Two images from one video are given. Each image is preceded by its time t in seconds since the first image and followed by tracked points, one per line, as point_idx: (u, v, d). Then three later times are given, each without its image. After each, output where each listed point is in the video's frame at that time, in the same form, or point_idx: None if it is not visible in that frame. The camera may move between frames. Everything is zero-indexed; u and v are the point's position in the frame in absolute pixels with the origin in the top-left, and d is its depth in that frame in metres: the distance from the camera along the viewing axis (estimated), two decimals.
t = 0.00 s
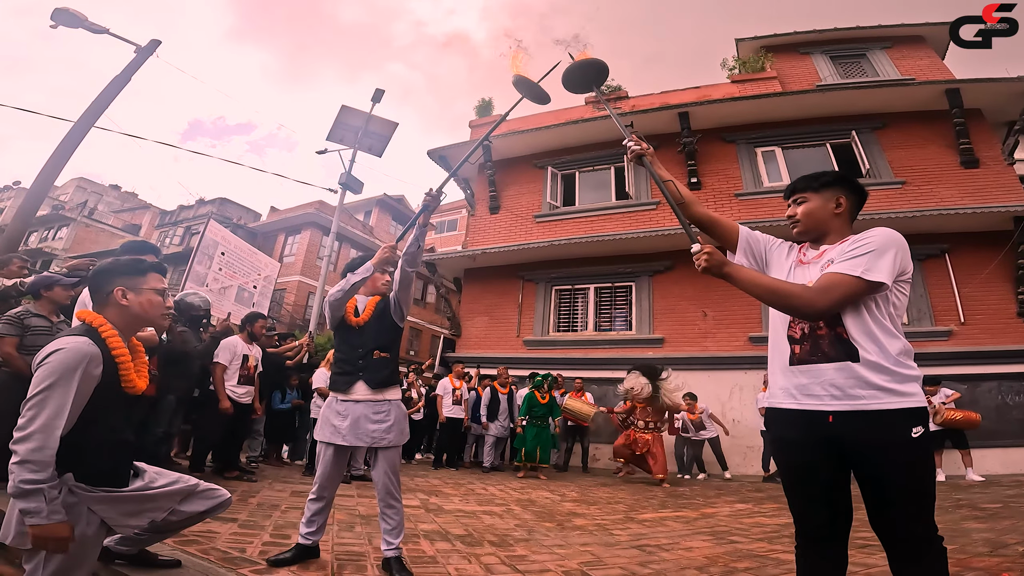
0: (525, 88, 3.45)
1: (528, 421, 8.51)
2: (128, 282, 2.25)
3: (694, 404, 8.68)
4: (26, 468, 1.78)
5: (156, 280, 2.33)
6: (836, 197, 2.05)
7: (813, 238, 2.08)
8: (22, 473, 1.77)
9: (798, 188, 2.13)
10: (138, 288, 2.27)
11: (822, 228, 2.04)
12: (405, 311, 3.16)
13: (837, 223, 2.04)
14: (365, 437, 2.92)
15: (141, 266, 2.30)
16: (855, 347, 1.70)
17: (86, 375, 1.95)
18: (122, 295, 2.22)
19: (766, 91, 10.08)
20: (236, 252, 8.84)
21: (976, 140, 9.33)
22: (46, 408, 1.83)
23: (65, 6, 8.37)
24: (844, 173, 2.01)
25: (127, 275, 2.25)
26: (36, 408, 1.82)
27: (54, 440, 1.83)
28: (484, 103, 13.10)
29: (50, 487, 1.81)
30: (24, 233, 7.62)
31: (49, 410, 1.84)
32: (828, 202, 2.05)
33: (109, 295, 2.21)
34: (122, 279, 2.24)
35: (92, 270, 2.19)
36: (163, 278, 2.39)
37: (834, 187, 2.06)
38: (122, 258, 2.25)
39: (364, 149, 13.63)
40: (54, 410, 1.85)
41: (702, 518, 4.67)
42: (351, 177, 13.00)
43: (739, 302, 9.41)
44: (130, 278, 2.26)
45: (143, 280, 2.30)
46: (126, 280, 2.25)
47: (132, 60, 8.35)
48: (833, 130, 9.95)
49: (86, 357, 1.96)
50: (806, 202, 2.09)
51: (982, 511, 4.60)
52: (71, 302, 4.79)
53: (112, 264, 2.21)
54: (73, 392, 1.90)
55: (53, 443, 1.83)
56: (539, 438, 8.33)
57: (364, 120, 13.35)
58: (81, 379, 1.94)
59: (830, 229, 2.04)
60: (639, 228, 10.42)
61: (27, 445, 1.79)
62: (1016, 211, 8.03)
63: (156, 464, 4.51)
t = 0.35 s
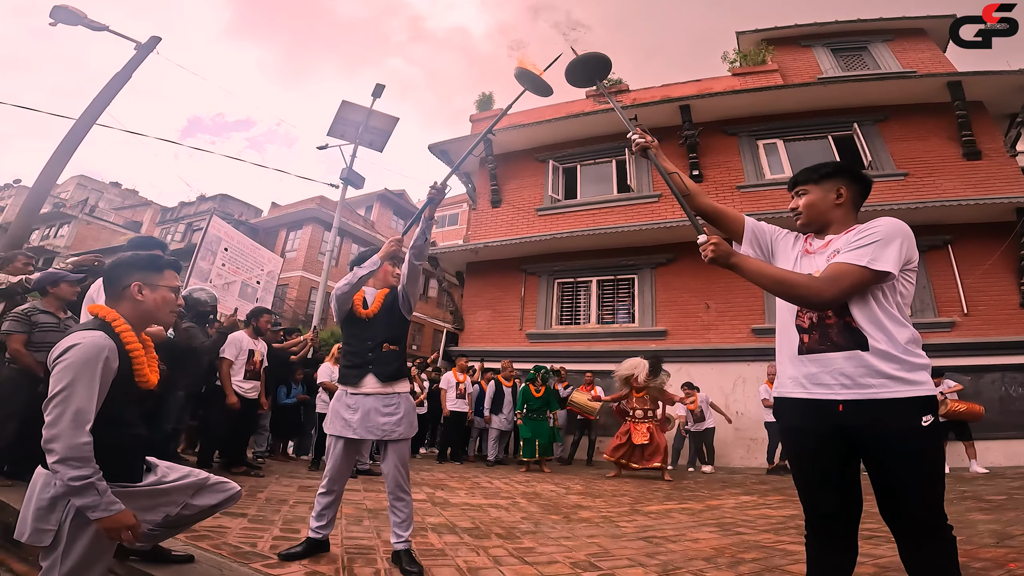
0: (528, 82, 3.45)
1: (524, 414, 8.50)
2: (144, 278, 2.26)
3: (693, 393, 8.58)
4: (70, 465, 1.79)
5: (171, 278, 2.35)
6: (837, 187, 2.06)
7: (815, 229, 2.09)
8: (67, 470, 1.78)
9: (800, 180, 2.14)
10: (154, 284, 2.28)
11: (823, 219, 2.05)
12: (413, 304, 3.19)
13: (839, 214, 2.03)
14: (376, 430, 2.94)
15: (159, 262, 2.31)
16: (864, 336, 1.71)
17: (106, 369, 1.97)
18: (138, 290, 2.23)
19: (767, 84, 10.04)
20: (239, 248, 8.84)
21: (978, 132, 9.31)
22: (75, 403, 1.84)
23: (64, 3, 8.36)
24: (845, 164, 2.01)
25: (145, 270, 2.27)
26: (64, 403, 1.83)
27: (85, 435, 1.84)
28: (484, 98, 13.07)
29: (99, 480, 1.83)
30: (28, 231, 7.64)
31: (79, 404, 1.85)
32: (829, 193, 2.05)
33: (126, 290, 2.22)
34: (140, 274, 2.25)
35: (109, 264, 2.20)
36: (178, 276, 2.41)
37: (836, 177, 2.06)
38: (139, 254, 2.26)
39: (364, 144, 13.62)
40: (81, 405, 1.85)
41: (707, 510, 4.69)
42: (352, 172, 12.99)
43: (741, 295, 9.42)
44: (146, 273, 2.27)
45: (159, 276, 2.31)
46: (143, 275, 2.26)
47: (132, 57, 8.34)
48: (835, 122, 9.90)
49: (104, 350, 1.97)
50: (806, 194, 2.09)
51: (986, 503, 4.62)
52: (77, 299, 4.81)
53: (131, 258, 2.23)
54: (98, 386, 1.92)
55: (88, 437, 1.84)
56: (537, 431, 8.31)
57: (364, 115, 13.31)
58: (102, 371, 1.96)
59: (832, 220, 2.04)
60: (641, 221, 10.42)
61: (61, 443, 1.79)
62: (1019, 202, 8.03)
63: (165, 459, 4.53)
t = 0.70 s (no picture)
0: (531, 80, 3.45)
1: (527, 412, 8.56)
2: (157, 278, 2.28)
3: (690, 388, 8.66)
4: (78, 464, 1.81)
5: (183, 279, 2.36)
6: (818, 185, 2.06)
7: (808, 229, 2.09)
8: (75, 469, 1.80)
9: (787, 184, 2.17)
10: (166, 286, 2.30)
11: (812, 219, 2.06)
12: (418, 302, 3.22)
13: (825, 211, 2.04)
14: (382, 428, 2.96)
15: (171, 263, 2.33)
16: (867, 331, 1.72)
17: (121, 370, 2.00)
18: (150, 291, 2.25)
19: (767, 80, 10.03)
20: (241, 247, 8.86)
21: (979, 128, 9.30)
22: (89, 403, 1.87)
23: (64, 3, 8.36)
24: (823, 162, 2.03)
25: (158, 271, 2.29)
26: (79, 404, 1.85)
27: (99, 435, 1.86)
28: (484, 95, 13.07)
29: (103, 481, 1.85)
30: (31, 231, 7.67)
31: (93, 405, 1.87)
32: (811, 192, 2.07)
33: (138, 291, 2.24)
34: (153, 275, 2.27)
35: (122, 265, 2.22)
36: (191, 278, 2.42)
37: (817, 175, 2.07)
38: (152, 254, 2.28)
39: (365, 142, 13.63)
40: (97, 405, 1.88)
41: (710, 506, 4.72)
42: (353, 171, 13.00)
43: (743, 291, 9.43)
44: (159, 274, 2.29)
45: (172, 277, 2.33)
46: (156, 276, 2.28)
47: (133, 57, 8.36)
48: (836, 118, 9.90)
49: (120, 350, 2.00)
50: (792, 197, 2.12)
51: (989, 499, 4.64)
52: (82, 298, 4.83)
53: (144, 258, 2.25)
54: (114, 387, 1.94)
55: (99, 438, 1.87)
56: (536, 429, 8.27)
57: (365, 114, 13.30)
58: (117, 372, 1.98)
59: (820, 219, 2.04)
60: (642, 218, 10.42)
61: (75, 441, 1.82)
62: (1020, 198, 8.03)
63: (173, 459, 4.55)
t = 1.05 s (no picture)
0: (533, 81, 3.46)
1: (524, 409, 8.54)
2: (166, 280, 2.29)
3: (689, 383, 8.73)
4: (91, 465, 1.83)
5: (192, 281, 2.37)
6: (811, 186, 2.07)
7: (806, 229, 2.10)
8: (88, 470, 1.82)
9: (780, 187, 2.18)
10: (175, 288, 2.31)
11: (809, 219, 2.07)
12: (421, 301, 3.24)
13: (822, 210, 2.04)
14: (389, 427, 2.97)
15: (180, 265, 2.34)
16: (869, 328, 1.74)
17: (132, 371, 2.01)
18: (159, 294, 2.26)
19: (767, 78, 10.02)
20: (243, 247, 8.88)
21: (980, 125, 9.28)
22: (102, 405, 1.88)
23: (65, 4, 8.37)
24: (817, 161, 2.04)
25: (167, 273, 2.30)
26: (92, 406, 1.86)
27: (111, 436, 1.88)
28: (485, 94, 13.06)
29: (116, 482, 1.86)
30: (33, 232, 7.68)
31: (106, 406, 1.89)
32: (805, 192, 2.08)
33: (147, 293, 2.25)
34: (161, 277, 2.28)
35: (132, 266, 2.23)
36: (199, 279, 2.43)
37: (811, 175, 2.08)
38: (162, 256, 2.29)
39: (366, 141, 13.64)
40: (110, 406, 1.90)
41: (713, 503, 4.73)
42: (353, 170, 13.00)
43: (744, 289, 9.43)
44: (167, 276, 2.30)
45: (180, 279, 2.34)
46: (165, 278, 2.29)
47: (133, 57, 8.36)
48: (836, 116, 9.90)
49: (132, 352, 2.02)
50: (788, 197, 2.13)
51: (991, 496, 4.64)
52: (86, 298, 4.84)
53: (153, 260, 2.26)
54: (126, 389, 1.96)
55: (112, 439, 1.88)
56: (534, 426, 8.24)
57: (365, 113, 13.30)
58: (129, 374, 2.00)
59: (818, 219, 2.05)
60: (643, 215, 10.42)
61: (88, 442, 1.84)
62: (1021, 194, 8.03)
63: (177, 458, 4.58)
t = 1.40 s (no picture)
0: (535, 82, 3.45)
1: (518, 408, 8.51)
2: (167, 281, 2.29)
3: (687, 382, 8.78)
4: (99, 466, 1.83)
5: (193, 281, 2.37)
6: (823, 183, 2.06)
7: (812, 227, 2.10)
8: (96, 471, 1.81)
9: (792, 182, 2.17)
10: (177, 288, 2.31)
11: (817, 217, 2.06)
12: (423, 301, 3.23)
13: (831, 208, 2.03)
14: (393, 427, 2.97)
15: (181, 266, 2.34)
16: (873, 327, 1.73)
17: (138, 371, 2.01)
18: (160, 294, 2.26)
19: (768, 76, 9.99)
20: (243, 246, 8.87)
21: (981, 122, 9.27)
22: (108, 405, 1.88)
23: (63, 4, 8.36)
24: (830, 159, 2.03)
25: (168, 274, 2.29)
26: (98, 406, 1.86)
27: (118, 437, 1.88)
28: (485, 93, 13.04)
29: (124, 483, 1.86)
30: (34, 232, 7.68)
31: (113, 407, 1.89)
32: (816, 189, 2.07)
33: (148, 294, 2.25)
34: (162, 277, 2.28)
35: (134, 267, 2.22)
36: (201, 279, 2.42)
37: (822, 173, 2.07)
38: (162, 256, 2.29)
39: (366, 140, 13.63)
40: (116, 407, 1.90)
41: (716, 502, 4.73)
42: (354, 169, 13.00)
43: (745, 286, 9.42)
44: (168, 276, 2.30)
45: (182, 280, 2.34)
46: (166, 279, 2.29)
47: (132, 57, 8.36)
48: (837, 114, 9.88)
49: (137, 352, 2.02)
50: (797, 194, 2.12)
51: (994, 494, 4.64)
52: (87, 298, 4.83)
53: (154, 261, 2.26)
54: (132, 389, 1.96)
55: (119, 439, 1.88)
56: (531, 424, 8.26)
57: (365, 112, 13.29)
58: (135, 373, 2.00)
59: (826, 217, 2.04)
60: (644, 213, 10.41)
61: (95, 443, 1.84)
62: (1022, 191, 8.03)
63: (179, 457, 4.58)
